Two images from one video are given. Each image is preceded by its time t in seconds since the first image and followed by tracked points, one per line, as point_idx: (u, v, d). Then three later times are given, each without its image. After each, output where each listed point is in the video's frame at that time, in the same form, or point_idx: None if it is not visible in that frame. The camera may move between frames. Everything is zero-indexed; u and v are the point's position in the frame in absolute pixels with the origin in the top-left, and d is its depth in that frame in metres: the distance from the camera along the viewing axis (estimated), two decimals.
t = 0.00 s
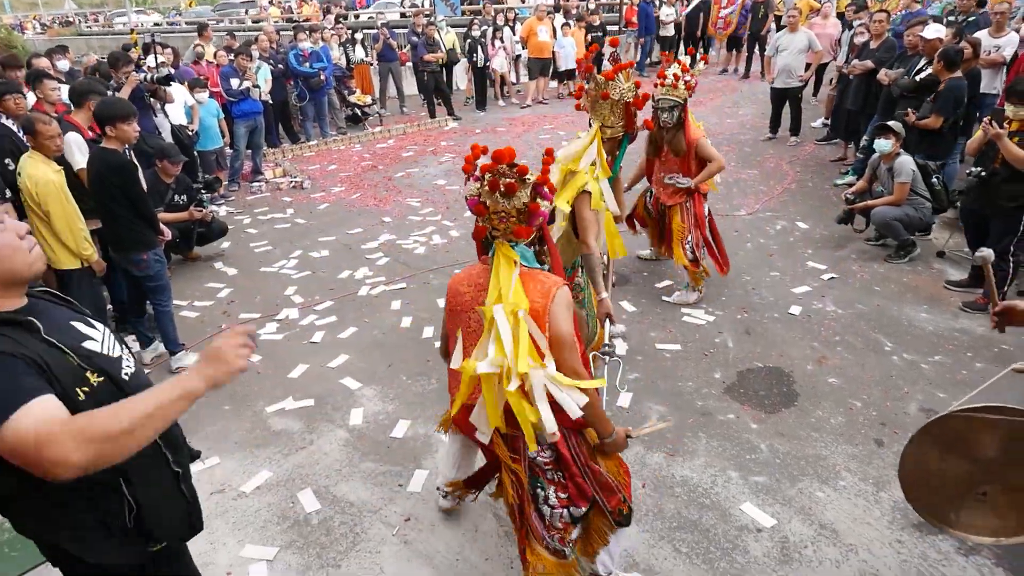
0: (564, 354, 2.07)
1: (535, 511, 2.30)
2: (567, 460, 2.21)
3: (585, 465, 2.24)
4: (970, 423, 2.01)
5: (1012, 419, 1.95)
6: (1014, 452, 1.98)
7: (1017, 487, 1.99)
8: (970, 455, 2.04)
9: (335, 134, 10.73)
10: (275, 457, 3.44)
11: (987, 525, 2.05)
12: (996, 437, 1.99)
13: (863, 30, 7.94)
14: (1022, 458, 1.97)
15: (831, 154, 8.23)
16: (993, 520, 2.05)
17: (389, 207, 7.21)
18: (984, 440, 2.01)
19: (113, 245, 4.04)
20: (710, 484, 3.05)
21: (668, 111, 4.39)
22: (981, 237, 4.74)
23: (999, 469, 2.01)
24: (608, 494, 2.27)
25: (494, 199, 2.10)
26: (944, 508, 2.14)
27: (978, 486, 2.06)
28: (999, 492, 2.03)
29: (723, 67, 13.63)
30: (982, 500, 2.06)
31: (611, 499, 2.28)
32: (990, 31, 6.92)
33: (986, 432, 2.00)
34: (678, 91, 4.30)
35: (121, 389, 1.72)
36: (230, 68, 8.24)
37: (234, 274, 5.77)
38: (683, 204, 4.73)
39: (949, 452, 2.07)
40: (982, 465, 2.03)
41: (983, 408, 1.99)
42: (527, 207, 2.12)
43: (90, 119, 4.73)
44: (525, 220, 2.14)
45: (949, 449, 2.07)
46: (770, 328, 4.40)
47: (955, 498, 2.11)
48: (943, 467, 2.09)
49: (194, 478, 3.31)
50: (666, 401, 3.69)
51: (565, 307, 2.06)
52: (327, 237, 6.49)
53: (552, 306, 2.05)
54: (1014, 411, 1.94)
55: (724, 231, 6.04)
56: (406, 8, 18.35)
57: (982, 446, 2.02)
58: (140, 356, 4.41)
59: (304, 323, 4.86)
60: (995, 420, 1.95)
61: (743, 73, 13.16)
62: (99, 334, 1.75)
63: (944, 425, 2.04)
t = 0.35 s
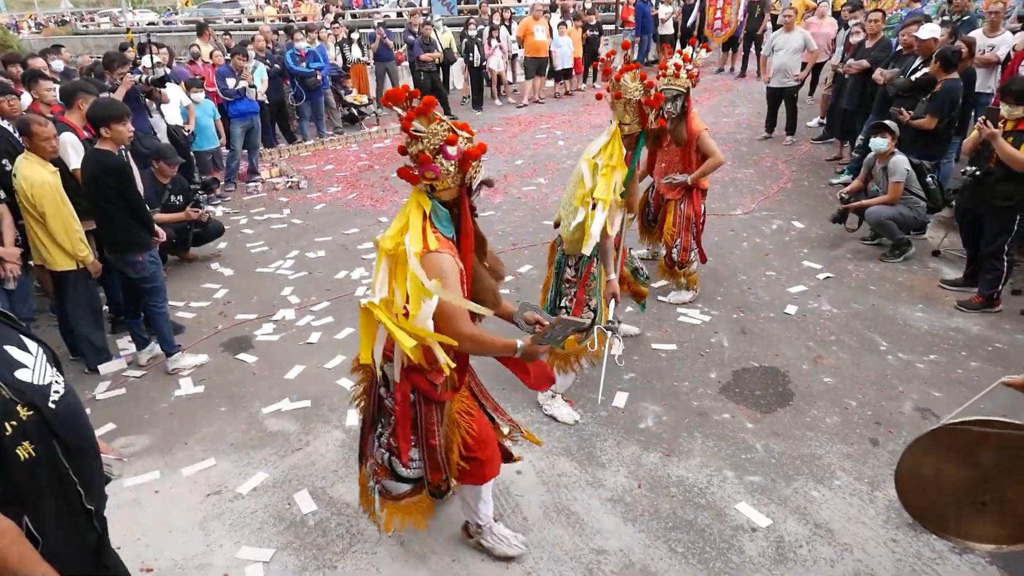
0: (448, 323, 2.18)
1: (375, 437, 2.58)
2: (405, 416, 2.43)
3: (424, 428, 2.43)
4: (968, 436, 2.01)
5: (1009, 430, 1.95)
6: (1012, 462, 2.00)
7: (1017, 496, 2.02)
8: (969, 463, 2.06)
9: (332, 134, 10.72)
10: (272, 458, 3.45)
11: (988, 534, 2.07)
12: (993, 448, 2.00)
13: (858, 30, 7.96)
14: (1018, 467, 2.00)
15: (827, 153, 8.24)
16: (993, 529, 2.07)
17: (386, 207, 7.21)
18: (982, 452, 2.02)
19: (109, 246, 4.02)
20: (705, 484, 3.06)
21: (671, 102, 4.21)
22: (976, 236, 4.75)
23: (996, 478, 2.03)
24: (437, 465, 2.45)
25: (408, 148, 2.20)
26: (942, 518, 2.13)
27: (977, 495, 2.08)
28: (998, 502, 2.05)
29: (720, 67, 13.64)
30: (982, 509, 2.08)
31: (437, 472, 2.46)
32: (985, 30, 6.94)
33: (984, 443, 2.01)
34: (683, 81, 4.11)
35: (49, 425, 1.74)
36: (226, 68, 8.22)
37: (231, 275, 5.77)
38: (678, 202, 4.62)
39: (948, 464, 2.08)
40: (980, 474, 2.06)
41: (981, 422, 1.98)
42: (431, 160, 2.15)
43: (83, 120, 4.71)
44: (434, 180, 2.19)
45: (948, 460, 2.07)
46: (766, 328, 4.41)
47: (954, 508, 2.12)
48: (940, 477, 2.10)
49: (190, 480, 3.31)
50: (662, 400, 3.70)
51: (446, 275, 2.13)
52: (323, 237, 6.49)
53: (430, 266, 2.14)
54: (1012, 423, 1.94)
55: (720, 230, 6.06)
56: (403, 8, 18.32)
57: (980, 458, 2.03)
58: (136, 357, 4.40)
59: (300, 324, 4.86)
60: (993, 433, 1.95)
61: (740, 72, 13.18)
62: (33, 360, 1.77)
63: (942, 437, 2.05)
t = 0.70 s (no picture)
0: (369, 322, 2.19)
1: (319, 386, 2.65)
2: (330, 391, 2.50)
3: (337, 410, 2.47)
4: (957, 437, 1.98)
5: (1000, 428, 1.91)
6: (1007, 465, 1.93)
7: (1015, 504, 1.92)
8: (959, 467, 2.00)
9: (328, 134, 10.72)
10: (267, 460, 3.44)
11: (985, 548, 1.95)
12: (983, 449, 1.95)
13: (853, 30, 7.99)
14: (1013, 470, 1.93)
15: (822, 153, 8.27)
16: (990, 542, 1.95)
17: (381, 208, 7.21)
18: (973, 454, 1.97)
19: (104, 248, 4.02)
20: (700, 485, 3.07)
21: (684, 84, 4.42)
22: (970, 237, 4.77)
23: (990, 484, 1.96)
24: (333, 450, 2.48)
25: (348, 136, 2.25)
26: (937, 529, 2.04)
27: (971, 505, 1.99)
28: (993, 511, 1.96)
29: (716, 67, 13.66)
30: (976, 520, 1.98)
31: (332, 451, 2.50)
32: (979, 30, 6.96)
33: (973, 443, 1.96)
34: (694, 63, 4.28)
35: None
36: (222, 68, 8.22)
37: (226, 276, 5.76)
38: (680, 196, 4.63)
39: (939, 468, 2.03)
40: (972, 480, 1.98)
41: (969, 419, 1.95)
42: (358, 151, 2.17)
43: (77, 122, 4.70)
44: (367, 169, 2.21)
45: (939, 463, 2.03)
46: (761, 328, 4.42)
47: (949, 519, 2.03)
48: (934, 486, 2.04)
49: (186, 482, 3.31)
50: (658, 401, 3.71)
51: (368, 277, 2.14)
52: (319, 238, 6.49)
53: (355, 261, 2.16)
54: (1001, 420, 1.91)
55: (715, 230, 6.07)
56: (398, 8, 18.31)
57: (971, 461, 1.97)
58: (132, 359, 4.39)
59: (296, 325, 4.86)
60: (980, 431, 1.92)
61: (735, 72, 13.21)
62: None
63: (930, 437, 2.03)
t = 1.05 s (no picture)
0: (311, 337, 2.17)
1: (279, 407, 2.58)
2: (291, 425, 2.45)
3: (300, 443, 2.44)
4: (940, 430, 1.98)
5: (985, 423, 1.92)
6: (982, 460, 1.93)
7: (990, 497, 1.92)
8: (936, 463, 2.00)
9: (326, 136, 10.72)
10: (264, 461, 3.46)
11: (954, 538, 1.95)
12: (962, 443, 1.95)
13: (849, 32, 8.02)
14: (991, 465, 1.93)
15: (817, 155, 8.30)
16: (960, 534, 1.94)
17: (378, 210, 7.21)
18: (953, 446, 1.97)
19: (101, 250, 4.02)
20: (694, 486, 3.09)
21: (699, 87, 4.55)
22: (962, 239, 4.81)
23: (967, 477, 1.96)
24: (301, 482, 2.45)
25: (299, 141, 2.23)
26: (908, 518, 2.04)
27: (945, 496, 1.99)
28: (966, 503, 1.95)
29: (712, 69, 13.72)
30: (948, 511, 1.98)
31: (297, 491, 2.46)
32: (973, 33, 7.00)
33: (953, 436, 1.97)
34: (708, 66, 4.40)
35: None
36: (219, 70, 8.23)
37: (223, 278, 5.77)
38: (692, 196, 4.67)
39: (918, 459, 2.03)
40: (947, 475, 1.98)
41: (954, 413, 1.96)
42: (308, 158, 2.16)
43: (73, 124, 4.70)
44: (319, 177, 2.18)
45: (919, 454, 2.03)
46: (756, 330, 4.45)
47: (921, 509, 2.03)
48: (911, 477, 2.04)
49: (182, 483, 3.32)
50: (653, 403, 3.73)
51: (311, 291, 2.13)
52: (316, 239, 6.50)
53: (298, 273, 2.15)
54: (986, 416, 1.93)
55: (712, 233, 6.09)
56: (397, 9, 18.36)
57: (950, 453, 1.97)
58: (128, 361, 4.39)
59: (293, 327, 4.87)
60: (964, 424, 1.93)
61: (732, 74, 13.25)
62: None
63: (914, 430, 2.03)
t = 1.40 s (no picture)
0: (323, 338, 2.14)
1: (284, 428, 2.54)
2: (302, 439, 2.40)
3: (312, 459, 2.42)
4: (933, 430, 2.00)
5: (975, 423, 1.94)
6: (976, 458, 1.96)
7: (982, 489, 1.96)
8: (932, 459, 2.03)
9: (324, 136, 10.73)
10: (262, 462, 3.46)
11: (946, 527, 2.02)
12: (954, 441, 1.97)
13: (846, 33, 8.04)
14: (983, 461, 1.95)
15: (815, 156, 8.32)
16: (952, 523, 2.01)
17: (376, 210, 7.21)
18: (946, 445, 1.99)
19: (100, 252, 4.03)
20: (691, 486, 3.10)
21: (703, 84, 4.67)
22: (958, 240, 4.82)
23: (961, 474, 1.99)
24: (317, 497, 2.43)
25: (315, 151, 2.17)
26: (902, 509, 2.10)
27: (939, 488, 2.03)
28: (958, 495, 2.00)
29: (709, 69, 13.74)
30: (941, 503, 2.03)
31: (312, 507, 2.45)
32: (970, 34, 7.02)
33: (945, 436, 1.99)
34: (713, 65, 4.53)
35: None
36: (217, 70, 8.23)
37: (221, 278, 5.77)
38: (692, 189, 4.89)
39: (912, 455, 2.06)
40: (941, 471, 2.02)
41: (944, 414, 1.98)
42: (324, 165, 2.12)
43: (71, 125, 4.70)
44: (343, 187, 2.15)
45: (916, 451, 2.06)
46: (753, 330, 4.46)
47: (915, 500, 2.08)
48: (905, 472, 2.08)
49: (181, 484, 3.33)
50: (650, 403, 3.74)
51: (324, 290, 2.10)
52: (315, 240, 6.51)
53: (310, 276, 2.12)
54: (976, 415, 1.94)
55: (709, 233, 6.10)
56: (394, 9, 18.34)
57: (944, 452, 2.00)
58: (126, 361, 4.40)
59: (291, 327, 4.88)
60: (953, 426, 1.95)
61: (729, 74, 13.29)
62: None
63: (907, 428, 2.05)
